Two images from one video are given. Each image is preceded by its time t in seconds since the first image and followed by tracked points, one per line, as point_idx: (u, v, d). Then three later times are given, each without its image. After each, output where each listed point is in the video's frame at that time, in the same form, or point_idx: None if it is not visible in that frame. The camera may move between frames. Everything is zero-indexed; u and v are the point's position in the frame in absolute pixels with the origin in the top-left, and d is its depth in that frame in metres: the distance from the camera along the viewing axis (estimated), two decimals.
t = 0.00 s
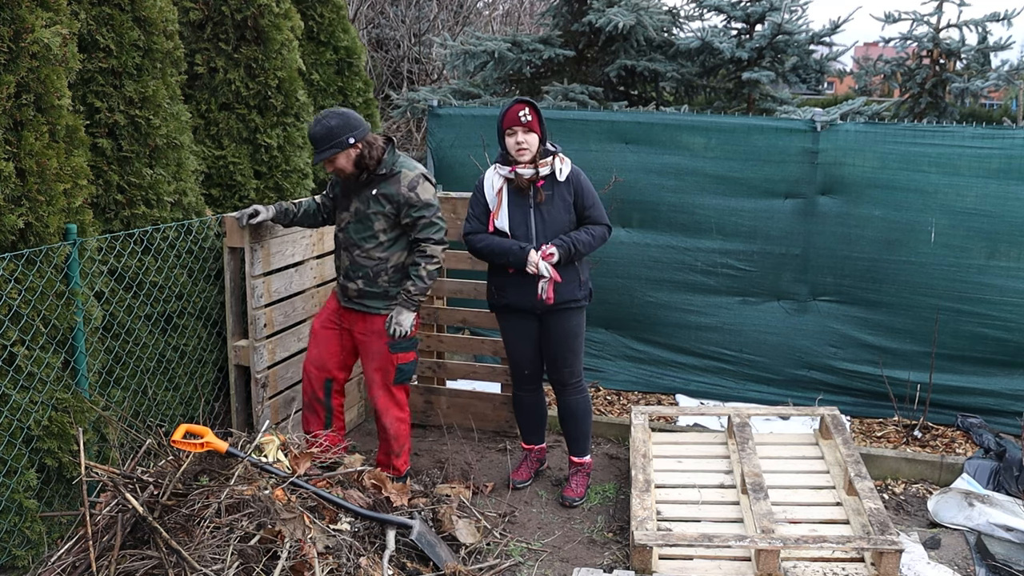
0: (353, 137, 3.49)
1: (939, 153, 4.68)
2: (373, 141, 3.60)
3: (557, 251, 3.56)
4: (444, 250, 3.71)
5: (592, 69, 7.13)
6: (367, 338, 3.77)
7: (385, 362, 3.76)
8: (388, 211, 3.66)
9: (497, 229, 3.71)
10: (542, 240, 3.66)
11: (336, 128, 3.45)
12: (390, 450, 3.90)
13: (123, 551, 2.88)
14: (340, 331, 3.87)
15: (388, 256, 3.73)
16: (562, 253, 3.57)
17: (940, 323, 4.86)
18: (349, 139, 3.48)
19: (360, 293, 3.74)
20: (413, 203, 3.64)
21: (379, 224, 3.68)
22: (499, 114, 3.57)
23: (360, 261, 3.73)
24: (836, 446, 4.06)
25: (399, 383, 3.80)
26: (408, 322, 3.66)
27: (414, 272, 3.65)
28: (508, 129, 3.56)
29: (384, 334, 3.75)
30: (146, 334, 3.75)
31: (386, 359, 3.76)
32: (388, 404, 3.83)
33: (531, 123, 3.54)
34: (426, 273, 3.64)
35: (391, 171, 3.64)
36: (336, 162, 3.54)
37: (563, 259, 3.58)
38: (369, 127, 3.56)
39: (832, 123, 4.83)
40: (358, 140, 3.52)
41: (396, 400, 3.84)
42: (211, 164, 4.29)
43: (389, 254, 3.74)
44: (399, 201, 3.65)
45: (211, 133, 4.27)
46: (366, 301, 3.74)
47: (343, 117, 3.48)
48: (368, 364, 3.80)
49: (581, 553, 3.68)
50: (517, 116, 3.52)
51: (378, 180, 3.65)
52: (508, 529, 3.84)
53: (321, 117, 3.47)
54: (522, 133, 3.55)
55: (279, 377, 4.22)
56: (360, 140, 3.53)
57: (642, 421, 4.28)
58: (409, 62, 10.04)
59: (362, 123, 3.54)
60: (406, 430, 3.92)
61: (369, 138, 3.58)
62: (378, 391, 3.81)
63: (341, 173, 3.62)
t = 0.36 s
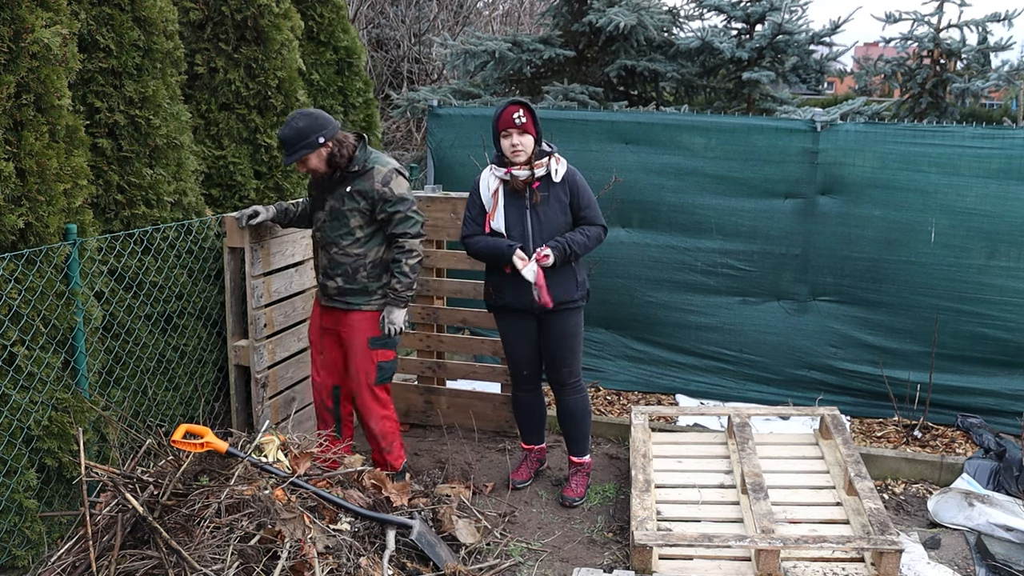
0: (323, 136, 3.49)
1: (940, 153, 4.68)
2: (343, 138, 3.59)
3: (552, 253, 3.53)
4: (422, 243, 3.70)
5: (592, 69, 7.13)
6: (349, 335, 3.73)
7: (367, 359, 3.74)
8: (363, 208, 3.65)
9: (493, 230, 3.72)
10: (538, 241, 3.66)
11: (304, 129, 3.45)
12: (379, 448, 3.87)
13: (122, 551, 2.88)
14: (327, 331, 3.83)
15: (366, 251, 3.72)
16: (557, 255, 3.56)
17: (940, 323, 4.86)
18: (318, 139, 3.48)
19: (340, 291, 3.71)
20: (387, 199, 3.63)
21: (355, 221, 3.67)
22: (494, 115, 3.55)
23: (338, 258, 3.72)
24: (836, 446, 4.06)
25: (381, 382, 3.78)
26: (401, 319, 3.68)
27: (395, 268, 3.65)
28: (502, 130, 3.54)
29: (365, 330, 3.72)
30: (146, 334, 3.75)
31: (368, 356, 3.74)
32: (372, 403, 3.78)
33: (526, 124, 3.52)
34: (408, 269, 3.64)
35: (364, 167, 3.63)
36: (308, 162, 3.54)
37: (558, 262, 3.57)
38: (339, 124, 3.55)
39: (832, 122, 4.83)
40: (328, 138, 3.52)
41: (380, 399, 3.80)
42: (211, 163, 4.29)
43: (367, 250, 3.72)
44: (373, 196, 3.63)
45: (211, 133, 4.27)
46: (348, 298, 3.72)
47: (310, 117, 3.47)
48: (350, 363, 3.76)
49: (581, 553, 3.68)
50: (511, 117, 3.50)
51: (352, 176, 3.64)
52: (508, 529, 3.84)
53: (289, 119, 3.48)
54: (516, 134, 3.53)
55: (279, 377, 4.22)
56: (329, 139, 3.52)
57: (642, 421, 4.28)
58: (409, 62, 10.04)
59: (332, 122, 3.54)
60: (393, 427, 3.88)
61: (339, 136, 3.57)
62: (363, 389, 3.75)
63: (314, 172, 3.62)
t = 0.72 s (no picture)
0: (331, 133, 3.50)
1: (939, 153, 4.68)
2: (353, 137, 3.59)
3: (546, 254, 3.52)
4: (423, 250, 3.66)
5: (592, 69, 7.13)
6: (343, 339, 3.73)
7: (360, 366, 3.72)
8: (365, 209, 3.64)
9: (489, 230, 3.72)
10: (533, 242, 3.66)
11: (314, 125, 3.47)
12: (368, 451, 3.86)
13: (122, 551, 2.88)
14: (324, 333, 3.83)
15: (364, 253, 3.71)
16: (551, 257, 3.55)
17: (940, 323, 4.86)
18: (326, 136, 3.49)
19: (335, 291, 3.72)
20: (390, 202, 3.61)
21: (356, 222, 3.67)
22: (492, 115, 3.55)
23: (336, 258, 3.72)
24: (836, 446, 4.06)
25: (374, 389, 3.75)
26: (393, 325, 3.65)
27: (392, 273, 3.62)
28: (499, 130, 3.53)
29: (359, 335, 3.71)
30: (146, 334, 3.75)
31: (360, 362, 3.72)
32: (364, 409, 3.76)
33: (523, 126, 3.50)
34: (405, 274, 3.61)
35: (371, 168, 3.63)
36: (315, 159, 3.56)
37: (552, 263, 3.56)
38: (350, 124, 3.56)
39: (832, 123, 4.83)
40: (337, 137, 3.53)
41: (372, 405, 3.78)
42: (211, 164, 4.29)
43: (365, 252, 3.71)
44: (376, 198, 3.62)
45: (212, 133, 4.27)
46: (341, 299, 3.72)
47: (321, 114, 3.49)
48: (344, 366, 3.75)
49: (581, 553, 3.68)
50: (508, 119, 3.49)
51: (357, 177, 3.63)
52: (508, 529, 3.84)
53: (300, 115, 3.50)
54: (513, 136, 3.52)
55: (279, 377, 4.23)
56: (338, 136, 3.53)
57: (642, 421, 4.28)
58: (409, 62, 10.04)
59: (343, 120, 3.55)
60: (383, 433, 3.86)
61: (350, 135, 3.58)
62: (355, 395, 3.73)
63: (321, 169, 3.63)
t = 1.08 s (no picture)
0: (343, 133, 3.49)
1: (939, 153, 4.68)
2: (365, 138, 3.58)
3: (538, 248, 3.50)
4: (434, 254, 3.65)
5: (592, 68, 7.14)
6: (345, 341, 3.74)
7: (360, 369, 3.73)
8: (376, 212, 3.63)
9: (489, 230, 3.73)
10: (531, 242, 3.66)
11: (326, 125, 3.46)
12: (365, 453, 3.87)
13: (123, 551, 2.88)
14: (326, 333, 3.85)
15: (373, 257, 3.70)
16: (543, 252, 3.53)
17: (940, 323, 4.86)
18: (338, 136, 3.48)
19: (343, 293, 3.71)
20: (400, 205, 3.59)
21: (366, 224, 3.65)
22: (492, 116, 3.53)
23: (345, 260, 3.71)
24: (836, 446, 4.06)
25: (373, 393, 3.75)
26: (402, 330, 3.62)
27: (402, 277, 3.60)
28: (500, 131, 3.51)
29: (361, 340, 3.72)
30: (146, 334, 3.75)
31: (361, 366, 3.73)
32: (362, 412, 3.78)
33: (525, 128, 3.49)
34: (415, 277, 3.60)
35: (383, 170, 3.61)
36: (326, 159, 3.54)
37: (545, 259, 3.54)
38: (362, 124, 3.55)
39: (832, 123, 4.83)
40: (348, 137, 3.51)
41: (371, 409, 3.79)
42: (211, 163, 4.29)
43: (375, 255, 3.70)
44: (386, 201, 3.60)
45: (211, 133, 4.27)
46: (348, 302, 3.71)
47: (334, 113, 3.47)
48: (344, 368, 3.77)
49: (581, 553, 3.68)
50: (508, 121, 3.47)
51: (369, 179, 3.62)
52: (508, 529, 3.84)
53: (313, 114, 3.48)
54: (514, 138, 3.50)
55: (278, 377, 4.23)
56: (350, 137, 3.52)
57: (642, 421, 4.28)
58: (409, 62, 10.04)
59: (355, 120, 3.54)
60: (383, 435, 3.86)
61: (362, 136, 3.56)
62: (355, 397, 3.76)
63: (332, 169, 3.61)
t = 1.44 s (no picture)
0: (344, 135, 3.47)
1: (939, 153, 4.68)
2: (367, 140, 3.56)
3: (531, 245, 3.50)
4: (437, 256, 3.65)
5: (592, 68, 7.14)
6: (352, 342, 3.74)
7: (368, 370, 3.72)
8: (378, 214, 3.63)
9: (489, 230, 3.73)
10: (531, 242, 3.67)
11: (327, 126, 3.44)
12: (370, 452, 3.86)
13: (123, 551, 2.88)
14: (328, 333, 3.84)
15: (377, 259, 3.70)
16: (538, 250, 3.54)
17: (940, 323, 4.86)
18: (339, 138, 3.46)
19: (348, 295, 3.71)
20: (403, 207, 3.59)
21: (369, 227, 3.65)
22: (493, 117, 3.51)
23: (349, 262, 3.71)
24: (836, 446, 4.06)
25: (379, 394, 3.75)
26: (407, 332, 3.63)
27: (405, 279, 3.59)
28: (500, 132, 3.50)
29: (368, 340, 3.71)
30: (146, 334, 3.75)
31: (368, 368, 3.72)
32: (367, 412, 3.77)
33: (525, 130, 3.47)
34: (418, 280, 3.59)
35: (385, 172, 3.61)
36: (328, 160, 3.53)
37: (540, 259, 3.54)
38: (364, 125, 3.53)
39: (832, 123, 4.83)
40: (350, 138, 3.49)
41: (377, 409, 3.78)
42: (211, 163, 4.29)
43: (378, 258, 3.70)
44: (389, 203, 3.60)
45: (211, 133, 4.27)
46: (353, 305, 3.71)
47: (335, 114, 3.46)
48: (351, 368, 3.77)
49: (581, 553, 3.68)
50: (509, 122, 3.46)
51: (372, 180, 3.61)
52: (508, 529, 3.84)
53: (315, 114, 3.47)
54: (514, 140, 3.49)
55: (279, 377, 4.23)
56: (351, 138, 3.50)
57: (642, 421, 4.28)
58: (409, 62, 10.04)
59: (357, 121, 3.52)
60: (387, 436, 3.85)
61: (364, 137, 3.55)
62: (361, 397, 3.75)
63: (335, 171, 3.61)
